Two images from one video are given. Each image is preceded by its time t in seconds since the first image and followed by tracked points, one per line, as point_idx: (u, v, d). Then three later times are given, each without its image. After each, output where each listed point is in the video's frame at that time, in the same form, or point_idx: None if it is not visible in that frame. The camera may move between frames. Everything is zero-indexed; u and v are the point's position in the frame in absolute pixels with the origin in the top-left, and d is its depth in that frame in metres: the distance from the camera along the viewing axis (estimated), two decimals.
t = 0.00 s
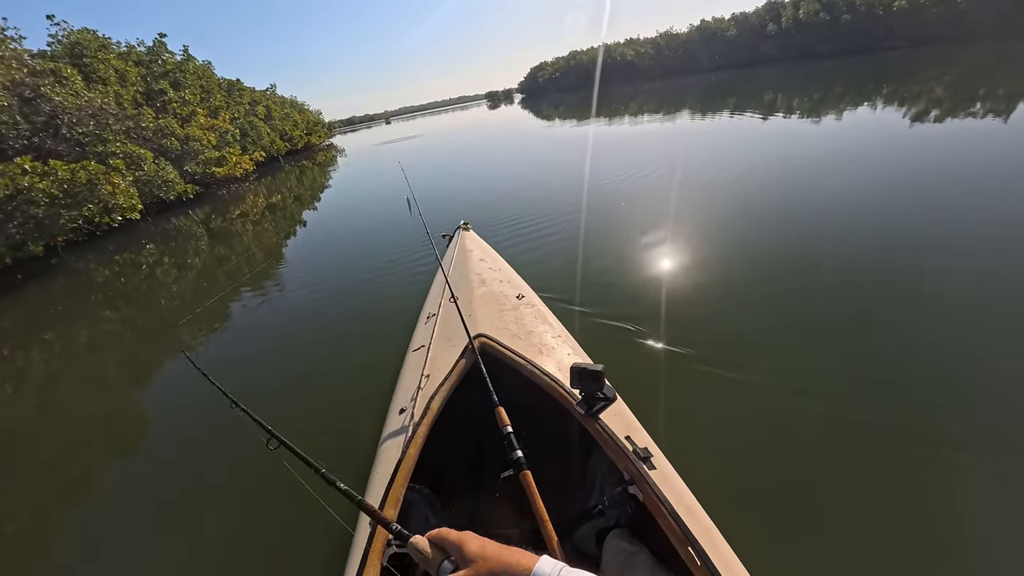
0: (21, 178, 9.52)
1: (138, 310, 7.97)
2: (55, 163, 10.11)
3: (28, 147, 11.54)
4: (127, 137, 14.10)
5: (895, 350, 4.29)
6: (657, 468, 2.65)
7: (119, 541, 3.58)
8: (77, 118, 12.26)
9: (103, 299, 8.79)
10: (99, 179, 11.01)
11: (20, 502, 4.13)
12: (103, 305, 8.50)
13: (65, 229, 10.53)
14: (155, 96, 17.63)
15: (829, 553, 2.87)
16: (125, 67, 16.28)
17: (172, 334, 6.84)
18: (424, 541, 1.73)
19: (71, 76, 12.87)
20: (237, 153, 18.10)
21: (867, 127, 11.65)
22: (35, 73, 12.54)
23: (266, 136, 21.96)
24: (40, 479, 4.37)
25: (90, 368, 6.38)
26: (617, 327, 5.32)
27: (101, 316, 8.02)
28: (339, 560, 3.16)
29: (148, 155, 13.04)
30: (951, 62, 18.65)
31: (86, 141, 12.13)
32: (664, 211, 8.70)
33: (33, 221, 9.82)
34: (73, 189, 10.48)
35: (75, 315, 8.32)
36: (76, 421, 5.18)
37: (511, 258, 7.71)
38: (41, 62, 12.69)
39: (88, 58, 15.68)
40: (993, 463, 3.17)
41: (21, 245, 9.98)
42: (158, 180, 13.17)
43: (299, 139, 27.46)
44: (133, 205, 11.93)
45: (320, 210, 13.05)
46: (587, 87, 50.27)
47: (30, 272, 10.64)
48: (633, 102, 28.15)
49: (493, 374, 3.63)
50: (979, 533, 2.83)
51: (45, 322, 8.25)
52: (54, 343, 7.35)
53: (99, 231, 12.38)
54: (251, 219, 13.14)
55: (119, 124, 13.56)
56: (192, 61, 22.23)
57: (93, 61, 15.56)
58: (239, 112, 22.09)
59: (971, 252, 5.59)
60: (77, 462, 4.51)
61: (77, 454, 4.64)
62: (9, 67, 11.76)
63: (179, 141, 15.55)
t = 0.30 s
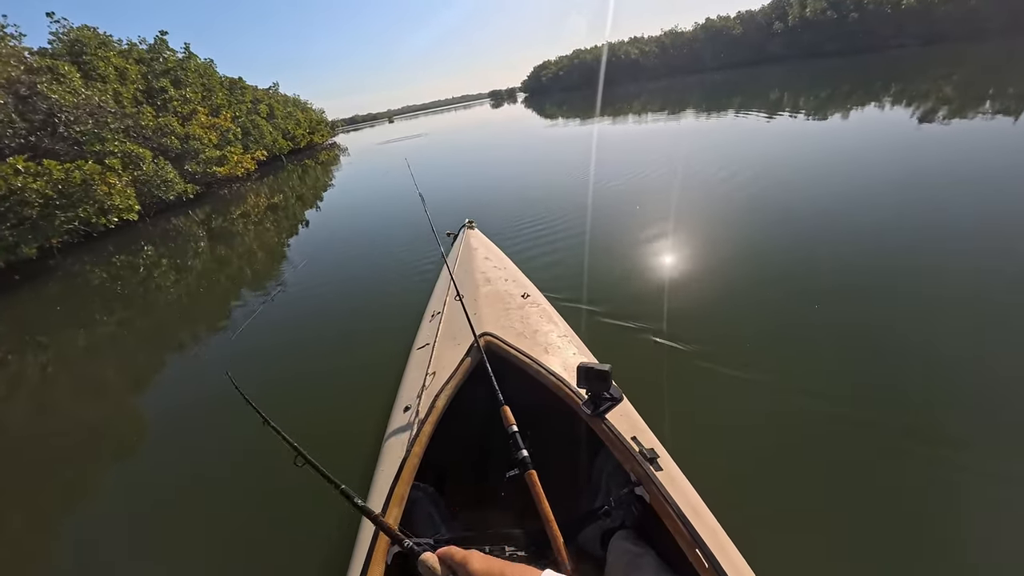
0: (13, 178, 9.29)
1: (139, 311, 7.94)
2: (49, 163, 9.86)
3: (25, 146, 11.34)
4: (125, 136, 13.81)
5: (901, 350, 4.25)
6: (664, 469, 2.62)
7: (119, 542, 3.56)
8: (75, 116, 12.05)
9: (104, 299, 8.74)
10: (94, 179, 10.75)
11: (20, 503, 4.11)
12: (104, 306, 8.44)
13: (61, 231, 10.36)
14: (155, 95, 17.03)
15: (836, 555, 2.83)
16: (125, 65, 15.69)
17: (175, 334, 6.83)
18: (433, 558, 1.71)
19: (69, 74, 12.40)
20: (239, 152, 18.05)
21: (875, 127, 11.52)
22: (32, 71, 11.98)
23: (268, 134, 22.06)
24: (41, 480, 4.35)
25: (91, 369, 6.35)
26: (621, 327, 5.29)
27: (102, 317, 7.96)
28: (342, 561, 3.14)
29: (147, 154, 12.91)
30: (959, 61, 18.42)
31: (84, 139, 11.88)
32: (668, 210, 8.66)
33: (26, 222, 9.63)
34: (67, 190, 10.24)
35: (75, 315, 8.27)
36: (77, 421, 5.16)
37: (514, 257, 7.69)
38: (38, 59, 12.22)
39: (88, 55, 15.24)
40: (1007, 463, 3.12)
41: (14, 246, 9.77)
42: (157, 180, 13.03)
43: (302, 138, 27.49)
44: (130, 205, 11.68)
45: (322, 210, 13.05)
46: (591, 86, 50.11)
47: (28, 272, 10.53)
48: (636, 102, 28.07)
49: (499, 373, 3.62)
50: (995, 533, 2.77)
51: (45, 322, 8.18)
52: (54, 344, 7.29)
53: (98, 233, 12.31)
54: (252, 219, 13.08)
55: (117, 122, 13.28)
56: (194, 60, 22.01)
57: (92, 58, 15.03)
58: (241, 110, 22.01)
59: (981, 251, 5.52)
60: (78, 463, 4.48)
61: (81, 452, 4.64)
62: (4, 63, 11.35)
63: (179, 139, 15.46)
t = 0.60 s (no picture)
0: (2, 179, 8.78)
1: (139, 313, 7.92)
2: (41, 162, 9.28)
3: (18, 147, 10.73)
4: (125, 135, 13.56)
5: (902, 351, 4.24)
6: (664, 470, 2.63)
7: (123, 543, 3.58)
8: (72, 116, 11.57)
9: (104, 301, 8.69)
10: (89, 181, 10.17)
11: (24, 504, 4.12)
12: (105, 308, 8.39)
13: (55, 234, 9.83)
14: (155, 96, 16.80)
15: (838, 557, 2.82)
16: (125, 64, 15.34)
17: (176, 336, 6.84)
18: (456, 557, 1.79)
19: (66, 72, 12.03)
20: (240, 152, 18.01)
21: (881, 127, 11.41)
22: (29, 70, 11.59)
23: (269, 134, 22.14)
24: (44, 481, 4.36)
25: (92, 371, 6.33)
26: (621, 327, 5.29)
27: (102, 320, 7.92)
28: (344, 561, 3.17)
29: (143, 155, 12.56)
30: (967, 61, 18.25)
31: (81, 139, 11.46)
32: (670, 212, 8.62)
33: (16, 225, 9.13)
34: (61, 191, 9.71)
35: (73, 318, 8.21)
36: (79, 424, 5.16)
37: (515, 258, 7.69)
38: (35, 57, 11.78)
39: (87, 54, 14.82)
40: (1010, 464, 3.10)
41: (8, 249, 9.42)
42: (147, 183, 12.76)
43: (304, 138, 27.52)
44: (126, 207, 11.12)
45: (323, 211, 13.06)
46: (596, 85, 49.69)
47: (24, 275, 10.16)
48: (639, 102, 27.95)
49: (500, 373, 3.63)
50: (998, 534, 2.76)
51: (44, 325, 8.11)
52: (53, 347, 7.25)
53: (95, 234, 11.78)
54: (253, 220, 13.07)
55: (115, 123, 12.79)
56: (190, 57, 21.28)
57: (90, 57, 14.57)
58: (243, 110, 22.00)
59: (987, 253, 5.48)
60: (80, 464, 4.50)
61: (84, 453, 4.67)
62: None
63: (178, 139, 15.36)
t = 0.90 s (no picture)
0: None
1: (142, 314, 7.94)
2: (35, 165, 9.27)
3: (15, 149, 10.37)
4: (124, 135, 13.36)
5: (905, 351, 4.24)
6: (668, 467, 2.65)
7: (130, 542, 3.62)
8: (70, 117, 11.38)
9: (107, 303, 8.72)
10: (83, 184, 10.11)
11: (30, 503, 4.15)
12: (109, 310, 8.41)
13: (50, 237, 9.82)
14: (155, 96, 16.88)
15: (840, 555, 2.82)
16: (126, 64, 15.34)
17: (178, 336, 6.89)
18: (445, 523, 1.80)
19: (64, 72, 11.82)
20: (240, 153, 18.04)
21: (888, 127, 11.34)
22: (27, 70, 11.18)
23: (271, 134, 22.21)
24: (49, 480, 4.38)
25: (96, 372, 6.36)
26: (623, 326, 5.31)
27: (106, 322, 7.93)
28: (350, 560, 3.21)
29: (144, 155, 12.66)
30: (975, 60, 18.12)
31: (79, 140, 11.27)
32: (672, 212, 8.61)
33: (10, 229, 9.10)
34: (54, 194, 9.66)
35: (75, 320, 8.21)
36: (84, 424, 5.18)
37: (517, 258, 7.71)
38: (32, 55, 11.47)
39: (88, 53, 14.69)
40: (1013, 462, 3.10)
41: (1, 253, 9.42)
42: (144, 184, 12.74)
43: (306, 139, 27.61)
44: (123, 210, 11.10)
45: (326, 211, 13.09)
46: (600, 85, 49.67)
47: (22, 278, 10.18)
48: (643, 102, 27.92)
49: (505, 372, 3.66)
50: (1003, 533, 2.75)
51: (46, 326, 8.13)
52: (56, 349, 7.25)
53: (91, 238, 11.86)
54: (255, 221, 13.07)
55: (113, 124, 12.64)
56: (192, 57, 21.30)
57: (90, 56, 14.48)
58: (244, 111, 22.07)
59: (994, 253, 5.45)
60: (86, 464, 4.55)
61: (90, 452, 4.72)
62: None
63: (178, 139, 15.33)
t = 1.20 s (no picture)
0: None
1: (138, 319, 7.88)
2: (25, 168, 9.35)
3: (7, 150, 10.47)
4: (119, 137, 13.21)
5: (906, 351, 4.24)
6: (668, 468, 2.66)
7: (133, 542, 3.65)
8: (64, 117, 11.36)
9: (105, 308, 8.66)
10: (75, 187, 10.15)
11: (31, 505, 4.17)
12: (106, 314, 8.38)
13: (39, 241, 9.81)
14: (153, 96, 16.83)
15: (839, 556, 2.83)
16: (123, 64, 15.31)
17: (177, 337, 6.91)
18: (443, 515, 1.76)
19: (58, 71, 11.81)
20: (239, 154, 17.98)
21: (893, 128, 11.27)
22: (20, 69, 11.25)
23: (271, 134, 22.24)
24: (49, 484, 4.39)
25: (94, 375, 6.35)
26: (624, 327, 5.31)
27: (103, 325, 7.90)
28: (351, 561, 3.22)
29: (139, 156, 12.54)
30: (982, 60, 18.00)
31: (73, 141, 11.32)
32: (673, 212, 8.61)
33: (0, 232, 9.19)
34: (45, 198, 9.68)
35: (70, 325, 8.15)
36: (85, 427, 5.19)
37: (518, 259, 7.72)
38: (26, 54, 11.49)
39: (85, 53, 14.57)
40: (1014, 464, 3.10)
41: None
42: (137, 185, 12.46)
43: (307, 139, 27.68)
44: (115, 213, 11.10)
45: (327, 212, 13.10)
46: (602, 85, 49.65)
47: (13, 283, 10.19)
48: (645, 102, 27.89)
49: (506, 372, 3.67)
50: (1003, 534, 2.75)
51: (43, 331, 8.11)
52: (51, 354, 7.21)
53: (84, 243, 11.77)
54: (254, 223, 12.96)
55: (110, 125, 12.57)
56: (192, 57, 21.35)
57: (87, 56, 14.46)
58: (244, 111, 22.12)
59: (997, 254, 5.43)
60: (88, 465, 4.58)
61: (91, 453, 4.75)
62: None
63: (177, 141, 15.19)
